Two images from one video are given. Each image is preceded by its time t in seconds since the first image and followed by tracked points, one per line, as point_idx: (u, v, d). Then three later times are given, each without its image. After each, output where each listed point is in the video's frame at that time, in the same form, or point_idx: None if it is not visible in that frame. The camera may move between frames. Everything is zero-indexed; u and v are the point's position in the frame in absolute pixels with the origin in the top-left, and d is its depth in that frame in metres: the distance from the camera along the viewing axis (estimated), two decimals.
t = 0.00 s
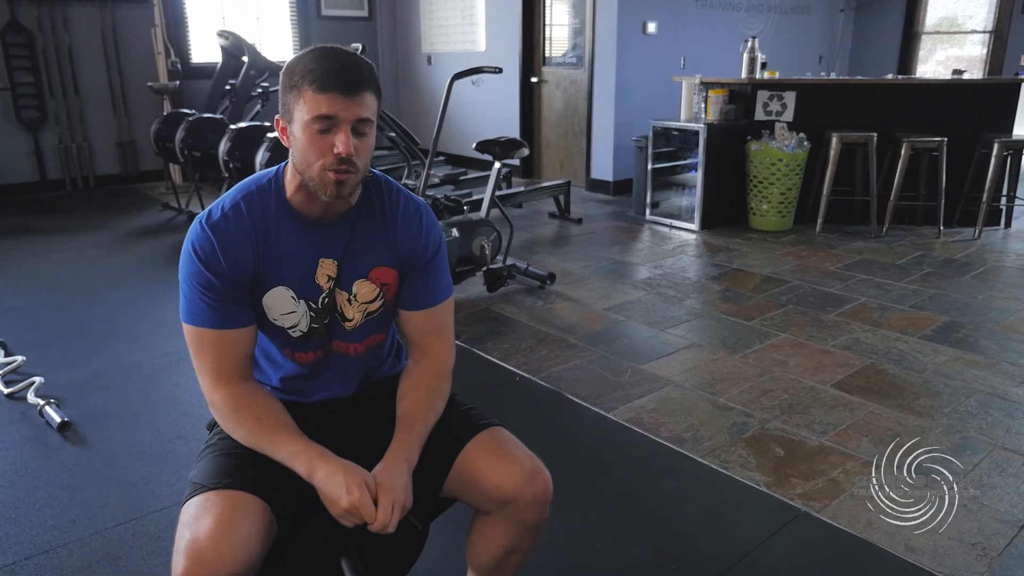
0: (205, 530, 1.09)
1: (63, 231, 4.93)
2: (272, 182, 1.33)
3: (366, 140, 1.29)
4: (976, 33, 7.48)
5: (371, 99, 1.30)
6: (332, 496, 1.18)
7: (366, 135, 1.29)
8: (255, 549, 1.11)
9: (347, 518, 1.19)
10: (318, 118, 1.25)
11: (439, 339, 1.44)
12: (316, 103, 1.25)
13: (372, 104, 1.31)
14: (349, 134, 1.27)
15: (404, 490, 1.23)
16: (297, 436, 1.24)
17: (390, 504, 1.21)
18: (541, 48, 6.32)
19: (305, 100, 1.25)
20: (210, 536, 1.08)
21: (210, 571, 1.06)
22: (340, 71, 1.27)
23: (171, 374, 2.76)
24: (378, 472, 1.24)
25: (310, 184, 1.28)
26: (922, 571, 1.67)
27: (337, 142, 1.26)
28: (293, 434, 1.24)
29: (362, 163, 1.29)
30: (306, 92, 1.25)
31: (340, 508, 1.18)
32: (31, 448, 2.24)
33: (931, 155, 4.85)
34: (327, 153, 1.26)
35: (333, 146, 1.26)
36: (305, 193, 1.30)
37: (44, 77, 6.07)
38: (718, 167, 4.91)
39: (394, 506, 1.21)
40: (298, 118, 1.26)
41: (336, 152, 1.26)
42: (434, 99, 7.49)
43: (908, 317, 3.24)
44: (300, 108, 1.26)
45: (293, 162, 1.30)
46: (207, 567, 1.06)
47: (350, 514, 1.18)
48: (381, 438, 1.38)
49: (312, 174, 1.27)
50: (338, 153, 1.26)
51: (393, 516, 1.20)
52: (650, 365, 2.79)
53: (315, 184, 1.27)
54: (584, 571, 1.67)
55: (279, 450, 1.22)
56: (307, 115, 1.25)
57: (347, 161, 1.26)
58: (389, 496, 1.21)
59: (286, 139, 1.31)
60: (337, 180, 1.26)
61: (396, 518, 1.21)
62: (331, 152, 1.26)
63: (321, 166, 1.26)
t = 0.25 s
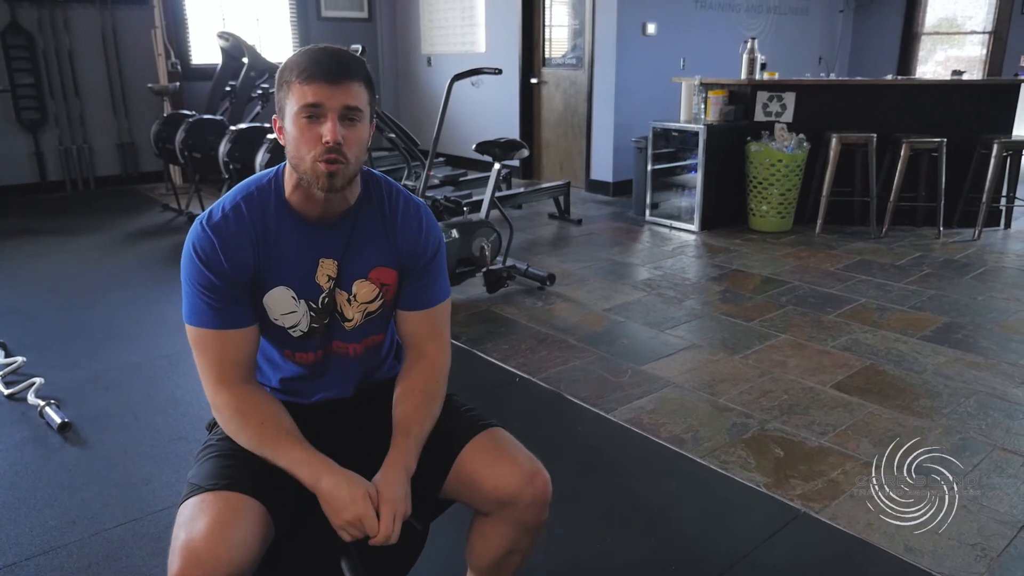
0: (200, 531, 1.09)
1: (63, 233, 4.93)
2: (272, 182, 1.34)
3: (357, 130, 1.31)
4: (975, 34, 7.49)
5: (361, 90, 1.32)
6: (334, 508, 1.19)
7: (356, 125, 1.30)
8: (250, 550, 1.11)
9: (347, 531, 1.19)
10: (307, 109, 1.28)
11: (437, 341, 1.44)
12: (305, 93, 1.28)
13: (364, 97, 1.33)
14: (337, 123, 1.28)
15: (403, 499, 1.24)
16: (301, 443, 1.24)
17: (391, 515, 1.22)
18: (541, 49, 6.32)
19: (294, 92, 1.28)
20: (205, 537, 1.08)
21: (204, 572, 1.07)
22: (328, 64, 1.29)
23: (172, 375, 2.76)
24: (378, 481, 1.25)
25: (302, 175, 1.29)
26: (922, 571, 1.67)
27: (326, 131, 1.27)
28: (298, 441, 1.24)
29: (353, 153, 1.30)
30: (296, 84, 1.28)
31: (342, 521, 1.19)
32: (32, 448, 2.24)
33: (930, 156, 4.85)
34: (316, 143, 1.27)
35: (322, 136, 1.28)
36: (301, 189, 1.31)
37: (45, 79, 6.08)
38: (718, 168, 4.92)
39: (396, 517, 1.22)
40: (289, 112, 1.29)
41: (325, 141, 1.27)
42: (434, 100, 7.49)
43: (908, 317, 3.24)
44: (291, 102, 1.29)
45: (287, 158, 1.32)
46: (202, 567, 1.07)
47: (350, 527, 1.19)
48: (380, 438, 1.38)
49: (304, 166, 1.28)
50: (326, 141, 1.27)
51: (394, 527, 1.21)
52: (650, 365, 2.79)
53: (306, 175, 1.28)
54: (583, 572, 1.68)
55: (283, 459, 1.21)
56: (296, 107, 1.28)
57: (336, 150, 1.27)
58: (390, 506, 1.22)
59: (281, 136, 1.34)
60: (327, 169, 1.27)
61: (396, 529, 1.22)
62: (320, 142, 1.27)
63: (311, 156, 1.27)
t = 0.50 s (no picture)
0: (201, 531, 1.09)
1: (64, 233, 4.94)
2: (271, 183, 1.34)
3: (350, 127, 1.31)
4: (976, 36, 7.49)
5: (355, 88, 1.32)
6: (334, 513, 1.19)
7: (348, 121, 1.30)
8: (250, 552, 1.11)
9: (345, 536, 1.19)
10: (300, 106, 1.29)
11: (436, 342, 1.44)
12: (298, 91, 1.28)
13: (358, 95, 1.33)
14: (328, 119, 1.28)
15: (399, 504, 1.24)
16: (303, 445, 1.24)
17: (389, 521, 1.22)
18: (541, 50, 6.33)
19: (288, 90, 1.29)
20: (205, 537, 1.09)
21: (205, 572, 1.06)
22: (321, 62, 1.30)
23: (172, 376, 2.76)
24: (376, 486, 1.25)
25: (295, 173, 1.29)
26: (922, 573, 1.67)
27: (317, 128, 1.28)
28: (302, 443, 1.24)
29: (346, 149, 1.29)
30: (290, 83, 1.29)
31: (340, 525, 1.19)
32: (32, 449, 2.24)
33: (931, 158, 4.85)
34: (307, 139, 1.27)
35: (314, 132, 1.28)
36: (297, 189, 1.31)
37: (45, 80, 6.08)
38: (718, 170, 4.92)
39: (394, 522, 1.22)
40: (283, 110, 1.30)
41: (316, 137, 1.27)
42: (434, 101, 7.50)
43: (908, 319, 3.24)
44: (285, 100, 1.30)
45: (282, 157, 1.32)
46: (202, 568, 1.06)
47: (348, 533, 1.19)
48: (379, 439, 1.38)
49: (296, 163, 1.28)
50: (318, 138, 1.27)
51: (392, 533, 1.22)
52: (650, 367, 2.79)
53: (299, 172, 1.28)
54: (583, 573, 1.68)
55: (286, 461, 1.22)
56: (289, 105, 1.29)
57: (327, 145, 1.27)
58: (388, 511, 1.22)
59: (277, 136, 1.34)
60: (319, 165, 1.27)
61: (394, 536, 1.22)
62: (311, 137, 1.27)
63: (302, 153, 1.27)
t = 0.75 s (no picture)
0: (201, 531, 1.09)
1: (64, 234, 4.94)
2: (270, 183, 1.34)
3: (350, 128, 1.31)
4: (976, 37, 7.50)
5: (355, 88, 1.32)
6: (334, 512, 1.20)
7: (348, 122, 1.31)
8: (249, 552, 1.11)
9: (345, 535, 1.19)
10: (301, 106, 1.29)
11: (435, 342, 1.44)
12: (299, 92, 1.29)
13: (358, 96, 1.34)
14: (329, 120, 1.29)
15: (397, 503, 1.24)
16: (304, 445, 1.24)
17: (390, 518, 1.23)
18: (541, 51, 6.33)
19: (288, 90, 1.30)
20: (205, 537, 1.09)
21: (204, 572, 1.06)
22: (321, 63, 1.31)
23: (171, 376, 2.76)
24: (376, 485, 1.25)
25: (295, 173, 1.29)
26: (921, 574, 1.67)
27: (318, 128, 1.28)
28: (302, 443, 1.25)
29: (346, 150, 1.30)
30: (290, 83, 1.29)
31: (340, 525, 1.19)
32: (32, 449, 2.24)
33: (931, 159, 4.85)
34: (308, 139, 1.28)
35: (315, 133, 1.28)
36: (296, 189, 1.31)
37: (46, 80, 6.09)
38: (718, 171, 4.92)
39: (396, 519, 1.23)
40: (283, 110, 1.30)
41: (317, 137, 1.28)
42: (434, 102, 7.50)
43: (907, 320, 3.24)
44: (285, 101, 1.30)
45: (282, 157, 1.32)
46: (201, 568, 1.06)
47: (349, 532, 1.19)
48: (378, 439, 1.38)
49: (296, 163, 1.28)
50: (318, 138, 1.27)
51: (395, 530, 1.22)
52: (649, 368, 2.79)
53: (299, 172, 1.28)
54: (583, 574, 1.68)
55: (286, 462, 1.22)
56: (289, 105, 1.29)
57: (328, 146, 1.28)
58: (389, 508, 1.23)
59: (276, 136, 1.34)
60: (319, 165, 1.27)
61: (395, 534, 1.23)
62: (312, 138, 1.28)
63: (302, 153, 1.28)
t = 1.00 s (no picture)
0: (203, 530, 1.09)
1: (65, 235, 4.95)
2: (271, 184, 1.35)
3: (350, 129, 1.31)
4: (976, 38, 7.49)
5: (354, 89, 1.32)
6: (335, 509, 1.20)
7: (349, 123, 1.31)
8: (251, 551, 1.11)
9: (348, 533, 1.20)
10: (301, 108, 1.29)
11: (436, 342, 1.44)
12: (299, 93, 1.29)
13: (358, 97, 1.34)
14: (329, 121, 1.29)
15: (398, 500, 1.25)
16: (305, 444, 1.25)
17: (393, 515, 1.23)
18: (542, 53, 6.33)
19: (288, 92, 1.30)
20: (207, 537, 1.09)
21: (206, 572, 1.06)
22: (321, 64, 1.31)
23: (172, 378, 2.77)
24: (377, 485, 1.25)
25: (296, 174, 1.29)
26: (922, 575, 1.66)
27: (318, 129, 1.28)
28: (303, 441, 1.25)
29: (346, 151, 1.30)
30: (290, 85, 1.30)
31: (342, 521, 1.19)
32: (33, 450, 2.25)
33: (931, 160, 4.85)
34: (308, 141, 1.28)
35: (315, 134, 1.28)
36: (296, 189, 1.31)
37: (47, 82, 6.10)
38: (719, 172, 4.92)
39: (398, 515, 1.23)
40: (283, 111, 1.30)
41: (317, 138, 1.28)
42: (435, 103, 7.51)
43: (908, 321, 3.24)
44: (285, 102, 1.31)
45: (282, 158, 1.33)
46: (203, 568, 1.07)
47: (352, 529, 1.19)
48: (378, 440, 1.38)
49: (297, 164, 1.29)
50: (319, 139, 1.28)
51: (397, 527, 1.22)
52: (650, 369, 2.80)
53: (299, 173, 1.29)
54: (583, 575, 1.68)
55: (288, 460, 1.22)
56: (289, 107, 1.29)
57: (328, 147, 1.28)
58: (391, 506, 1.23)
59: (277, 137, 1.35)
60: (319, 166, 1.27)
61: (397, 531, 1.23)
62: (312, 139, 1.28)
63: (303, 154, 1.28)
